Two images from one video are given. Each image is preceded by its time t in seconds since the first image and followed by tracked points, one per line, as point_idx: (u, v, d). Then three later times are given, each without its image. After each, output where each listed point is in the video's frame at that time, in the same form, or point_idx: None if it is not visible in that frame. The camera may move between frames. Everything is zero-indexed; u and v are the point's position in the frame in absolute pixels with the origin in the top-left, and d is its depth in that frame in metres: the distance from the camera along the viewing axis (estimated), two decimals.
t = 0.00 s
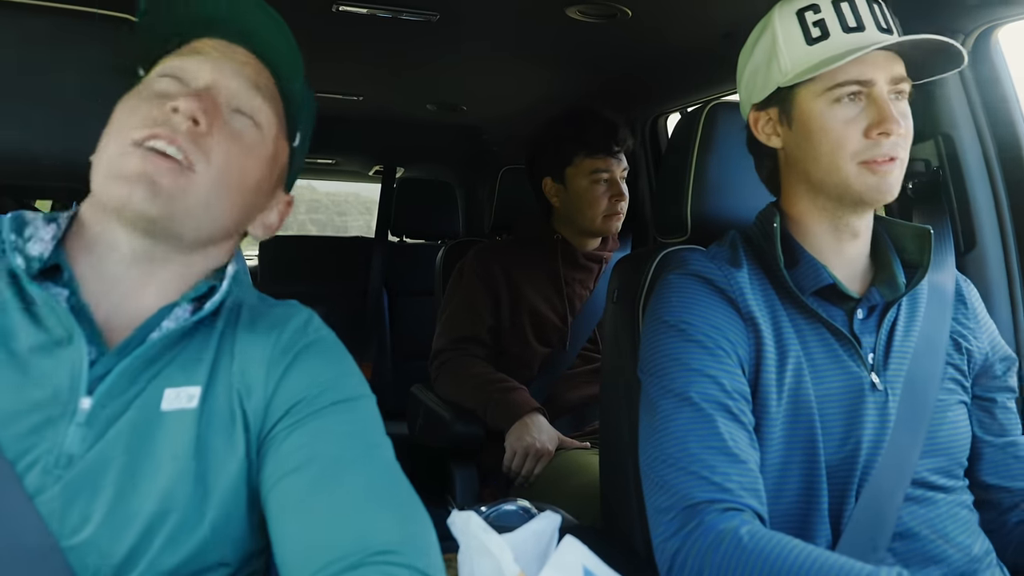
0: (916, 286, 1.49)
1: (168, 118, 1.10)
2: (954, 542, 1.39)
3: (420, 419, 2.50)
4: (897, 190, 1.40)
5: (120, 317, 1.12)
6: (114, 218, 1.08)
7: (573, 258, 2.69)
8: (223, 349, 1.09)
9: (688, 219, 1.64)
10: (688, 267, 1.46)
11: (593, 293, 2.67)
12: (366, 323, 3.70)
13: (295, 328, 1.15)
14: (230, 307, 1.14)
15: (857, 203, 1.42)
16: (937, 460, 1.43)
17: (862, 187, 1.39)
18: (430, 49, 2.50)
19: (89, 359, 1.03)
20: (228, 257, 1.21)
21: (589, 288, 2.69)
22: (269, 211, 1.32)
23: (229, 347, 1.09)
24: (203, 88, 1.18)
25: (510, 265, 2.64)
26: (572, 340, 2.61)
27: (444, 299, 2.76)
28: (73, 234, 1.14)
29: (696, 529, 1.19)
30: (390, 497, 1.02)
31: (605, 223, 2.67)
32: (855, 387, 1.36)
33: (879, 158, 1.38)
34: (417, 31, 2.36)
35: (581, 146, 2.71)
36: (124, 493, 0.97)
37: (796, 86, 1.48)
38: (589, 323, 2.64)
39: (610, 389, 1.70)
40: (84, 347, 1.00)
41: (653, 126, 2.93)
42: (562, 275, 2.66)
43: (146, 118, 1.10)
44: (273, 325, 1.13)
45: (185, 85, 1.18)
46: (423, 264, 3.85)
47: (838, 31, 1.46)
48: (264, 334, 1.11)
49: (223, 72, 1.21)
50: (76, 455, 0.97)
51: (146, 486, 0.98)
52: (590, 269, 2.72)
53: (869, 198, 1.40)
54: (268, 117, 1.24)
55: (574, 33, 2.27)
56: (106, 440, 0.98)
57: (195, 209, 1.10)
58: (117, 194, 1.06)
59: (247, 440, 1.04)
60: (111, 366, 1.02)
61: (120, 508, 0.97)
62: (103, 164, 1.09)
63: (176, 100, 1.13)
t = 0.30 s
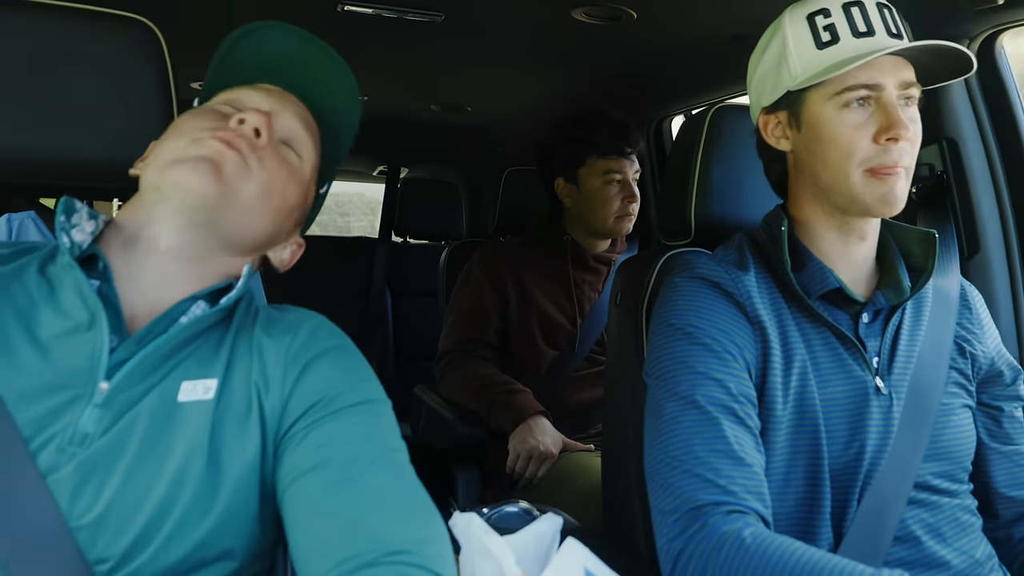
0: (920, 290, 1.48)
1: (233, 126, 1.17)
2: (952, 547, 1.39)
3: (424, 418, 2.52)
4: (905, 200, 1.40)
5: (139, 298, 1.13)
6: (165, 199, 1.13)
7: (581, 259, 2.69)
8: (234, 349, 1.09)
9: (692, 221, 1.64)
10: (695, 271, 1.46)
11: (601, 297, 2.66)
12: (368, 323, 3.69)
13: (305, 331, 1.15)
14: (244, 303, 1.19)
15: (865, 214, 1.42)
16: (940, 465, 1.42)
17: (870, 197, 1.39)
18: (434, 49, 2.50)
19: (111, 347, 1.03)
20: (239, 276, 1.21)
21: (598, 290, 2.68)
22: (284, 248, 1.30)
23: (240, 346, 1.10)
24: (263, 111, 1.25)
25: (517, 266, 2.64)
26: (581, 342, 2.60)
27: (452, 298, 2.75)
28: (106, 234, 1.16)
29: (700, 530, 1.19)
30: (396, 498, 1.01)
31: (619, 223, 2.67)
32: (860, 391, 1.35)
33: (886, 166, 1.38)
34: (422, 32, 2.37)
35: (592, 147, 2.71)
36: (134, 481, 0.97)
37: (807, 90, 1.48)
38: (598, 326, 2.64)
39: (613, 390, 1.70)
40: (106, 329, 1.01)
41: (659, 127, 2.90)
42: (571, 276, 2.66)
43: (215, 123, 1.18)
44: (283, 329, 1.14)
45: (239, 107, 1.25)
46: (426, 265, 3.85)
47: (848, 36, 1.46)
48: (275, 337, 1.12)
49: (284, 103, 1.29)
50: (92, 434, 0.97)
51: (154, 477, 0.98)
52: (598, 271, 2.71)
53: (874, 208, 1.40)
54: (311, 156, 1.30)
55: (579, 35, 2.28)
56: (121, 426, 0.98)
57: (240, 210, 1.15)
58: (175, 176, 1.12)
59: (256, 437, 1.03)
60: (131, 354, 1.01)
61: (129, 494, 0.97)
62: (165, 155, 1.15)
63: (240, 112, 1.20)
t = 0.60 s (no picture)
0: (919, 288, 1.48)
1: (245, 130, 1.19)
2: (955, 545, 1.39)
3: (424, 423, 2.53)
4: (892, 191, 1.39)
5: (134, 296, 1.13)
6: (167, 195, 1.14)
7: (581, 260, 2.68)
8: (232, 352, 1.10)
9: (692, 221, 1.64)
10: (694, 271, 1.46)
11: (600, 295, 2.65)
12: (371, 324, 3.70)
13: (304, 334, 1.16)
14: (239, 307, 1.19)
15: (855, 207, 1.42)
16: (941, 462, 1.42)
17: (856, 186, 1.39)
18: (434, 50, 2.50)
19: (105, 350, 1.04)
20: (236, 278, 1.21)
21: (598, 290, 2.67)
22: (279, 254, 1.30)
23: (238, 349, 1.11)
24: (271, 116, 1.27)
25: (516, 267, 2.64)
26: (581, 342, 2.59)
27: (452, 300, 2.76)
28: (100, 238, 1.17)
29: (697, 530, 1.19)
30: (395, 497, 1.02)
31: (617, 223, 2.67)
32: (861, 388, 1.35)
33: (870, 156, 1.38)
34: (423, 33, 2.37)
35: (593, 147, 2.71)
36: (132, 483, 0.98)
37: (793, 86, 1.49)
38: (598, 325, 2.62)
39: (614, 390, 1.70)
40: (102, 333, 1.02)
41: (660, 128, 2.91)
42: (570, 277, 2.64)
43: (223, 125, 1.19)
44: (283, 332, 1.15)
45: (247, 111, 1.27)
46: (428, 265, 3.86)
47: (834, 32, 1.45)
48: (275, 341, 1.12)
49: (293, 113, 1.31)
50: (88, 437, 0.97)
51: (151, 478, 0.98)
52: (598, 271, 2.70)
53: (861, 200, 1.40)
54: (315, 165, 1.31)
55: (579, 35, 2.28)
56: (119, 428, 0.98)
57: (243, 213, 1.16)
58: (182, 171, 1.13)
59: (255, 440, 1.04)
60: (126, 358, 1.02)
61: (126, 496, 0.97)
62: (171, 150, 1.16)
63: (252, 117, 1.22)
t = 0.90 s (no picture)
0: (920, 284, 1.48)
1: (241, 132, 1.19)
2: (957, 544, 1.39)
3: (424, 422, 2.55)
4: (895, 183, 1.39)
5: (133, 301, 1.13)
6: (165, 201, 1.13)
7: (578, 260, 2.67)
8: (231, 355, 1.10)
9: (691, 221, 1.64)
10: (694, 270, 1.46)
11: (599, 295, 2.64)
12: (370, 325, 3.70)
13: (303, 337, 1.16)
14: (236, 310, 1.19)
15: (859, 202, 1.42)
16: (944, 460, 1.42)
17: (860, 180, 1.39)
18: (432, 52, 2.50)
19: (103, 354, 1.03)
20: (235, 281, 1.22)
21: (596, 290, 2.66)
22: (276, 259, 1.30)
23: (237, 353, 1.11)
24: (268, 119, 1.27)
25: (514, 270, 2.65)
26: (579, 342, 2.58)
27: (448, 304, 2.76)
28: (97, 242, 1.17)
29: (695, 531, 1.19)
30: (394, 499, 1.01)
31: (612, 226, 2.69)
32: (863, 386, 1.35)
33: (874, 153, 1.38)
34: (421, 34, 2.37)
35: (588, 150, 2.71)
36: (129, 487, 0.97)
37: (794, 84, 1.49)
38: (596, 327, 2.60)
39: (613, 390, 1.70)
40: (100, 337, 1.02)
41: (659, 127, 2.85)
42: (568, 277, 2.64)
43: (222, 127, 1.19)
44: (282, 335, 1.15)
45: (244, 115, 1.26)
46: (427, 266, 3.86)
47: (833, 30, 1.46)
48: (274, 344, 1.12)
49: (291, 116, 1.31)
50: (86, 441, 0.97)
51: (148, 482, 0.98)
52: (596, 271, 2.69)
53: (865, 195, 1.40)
54: (312, 170, 1.30)
55: (577, 36, 2.28)
56: (117, 432, 0.98)
57: (239, 218, 1.16)
58: (177, 176, 1.12)
59: (253, 444, 1.04)
60: (125, 361, 1.02)
61: (124, 500, 0.97)
62: (167, 154, 1.16)
63: (249, 120, 1.22)
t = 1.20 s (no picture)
0: (917, 280, 1.47)
1: (234, 131, 1.19)
2: (955, 542, 1.39)
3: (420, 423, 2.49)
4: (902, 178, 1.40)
5: (128, 302, 1.13)
6: (154, 199, 1.13)
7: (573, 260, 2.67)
8: (226, 354, 1.10)
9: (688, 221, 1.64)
10: (690, 268, 1.46)
11: (593, 295, 2.65)
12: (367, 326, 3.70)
13: (297, 337, 1.16)
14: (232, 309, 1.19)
15: (866, 197, 1.41)
16: (942, 456, 1.42)
17: (870, 175, 1.39)
18: (429, 52, 2.50)
19: (96, 351, 1.04)
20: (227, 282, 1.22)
21: (590, 290, 2.67)
22: (269, 259, 1.30)
23: (231, 351, 1.10)
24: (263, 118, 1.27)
25: (511, 270, 2.64)
26: (574, 342, 2.58)
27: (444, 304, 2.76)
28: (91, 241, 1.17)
29: (690, 531, 1.19)
30: (390, 497, 1.01)
31: (606, 226, 2.68)
32: (861, 382, 1.35)
33: (884, 148, 1.39)
34: (417, 35, 2.37)
35: (583, 151, 2.71)
36: (122, 487, 0.97)
37: (803, 78, 1.48)
38: (591, 326, 2.61)
39: (611, 390, 1.70)
40: (90, 337, 1.02)
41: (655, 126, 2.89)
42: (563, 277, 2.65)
43: (214, 126, 1.19)
44: (276, 334, 1.15)
45: (238, 113, 1.26)
46: (424, 267, 3.85)
47: (842, 27, 1.47)
48: (268, 344, 1.12)
49: (285, 114, 1.31)
50: (79, 440, 0.97)
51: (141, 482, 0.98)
52: (591, 271, 2.70)
53: (873, 189, 1.40)
54: (306, 169, 1.30)
55: (575, 36, 2.27)
56: (110, 432, 0.98)
57: (230, 216, 1.15)
58: (167, 175, 1.12)
59: (247, 444, 1.03)
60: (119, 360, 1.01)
61: (117, 500, 0.97)
62: (159, 154, 1.16)
63: (242, 119, 1.21)
